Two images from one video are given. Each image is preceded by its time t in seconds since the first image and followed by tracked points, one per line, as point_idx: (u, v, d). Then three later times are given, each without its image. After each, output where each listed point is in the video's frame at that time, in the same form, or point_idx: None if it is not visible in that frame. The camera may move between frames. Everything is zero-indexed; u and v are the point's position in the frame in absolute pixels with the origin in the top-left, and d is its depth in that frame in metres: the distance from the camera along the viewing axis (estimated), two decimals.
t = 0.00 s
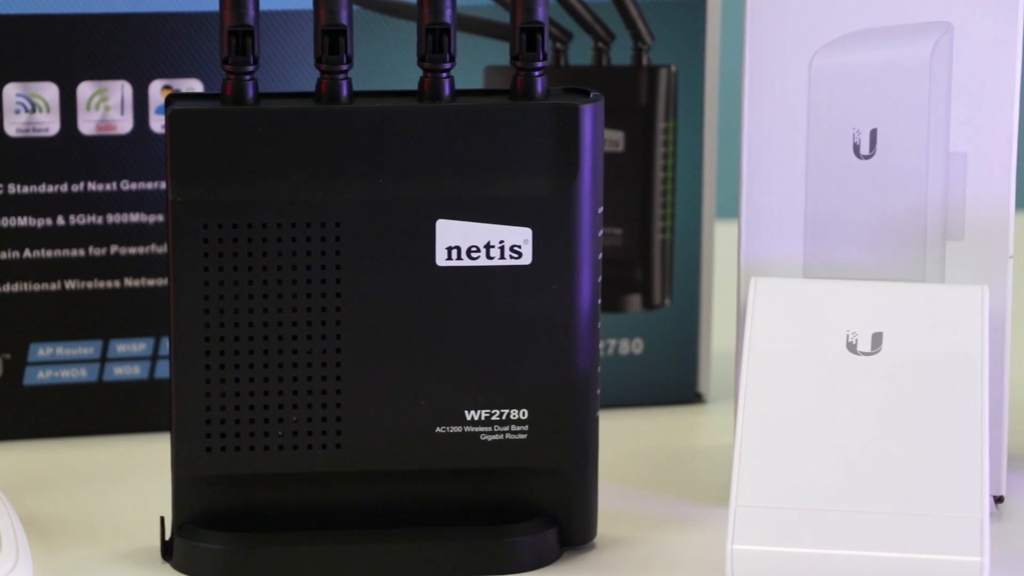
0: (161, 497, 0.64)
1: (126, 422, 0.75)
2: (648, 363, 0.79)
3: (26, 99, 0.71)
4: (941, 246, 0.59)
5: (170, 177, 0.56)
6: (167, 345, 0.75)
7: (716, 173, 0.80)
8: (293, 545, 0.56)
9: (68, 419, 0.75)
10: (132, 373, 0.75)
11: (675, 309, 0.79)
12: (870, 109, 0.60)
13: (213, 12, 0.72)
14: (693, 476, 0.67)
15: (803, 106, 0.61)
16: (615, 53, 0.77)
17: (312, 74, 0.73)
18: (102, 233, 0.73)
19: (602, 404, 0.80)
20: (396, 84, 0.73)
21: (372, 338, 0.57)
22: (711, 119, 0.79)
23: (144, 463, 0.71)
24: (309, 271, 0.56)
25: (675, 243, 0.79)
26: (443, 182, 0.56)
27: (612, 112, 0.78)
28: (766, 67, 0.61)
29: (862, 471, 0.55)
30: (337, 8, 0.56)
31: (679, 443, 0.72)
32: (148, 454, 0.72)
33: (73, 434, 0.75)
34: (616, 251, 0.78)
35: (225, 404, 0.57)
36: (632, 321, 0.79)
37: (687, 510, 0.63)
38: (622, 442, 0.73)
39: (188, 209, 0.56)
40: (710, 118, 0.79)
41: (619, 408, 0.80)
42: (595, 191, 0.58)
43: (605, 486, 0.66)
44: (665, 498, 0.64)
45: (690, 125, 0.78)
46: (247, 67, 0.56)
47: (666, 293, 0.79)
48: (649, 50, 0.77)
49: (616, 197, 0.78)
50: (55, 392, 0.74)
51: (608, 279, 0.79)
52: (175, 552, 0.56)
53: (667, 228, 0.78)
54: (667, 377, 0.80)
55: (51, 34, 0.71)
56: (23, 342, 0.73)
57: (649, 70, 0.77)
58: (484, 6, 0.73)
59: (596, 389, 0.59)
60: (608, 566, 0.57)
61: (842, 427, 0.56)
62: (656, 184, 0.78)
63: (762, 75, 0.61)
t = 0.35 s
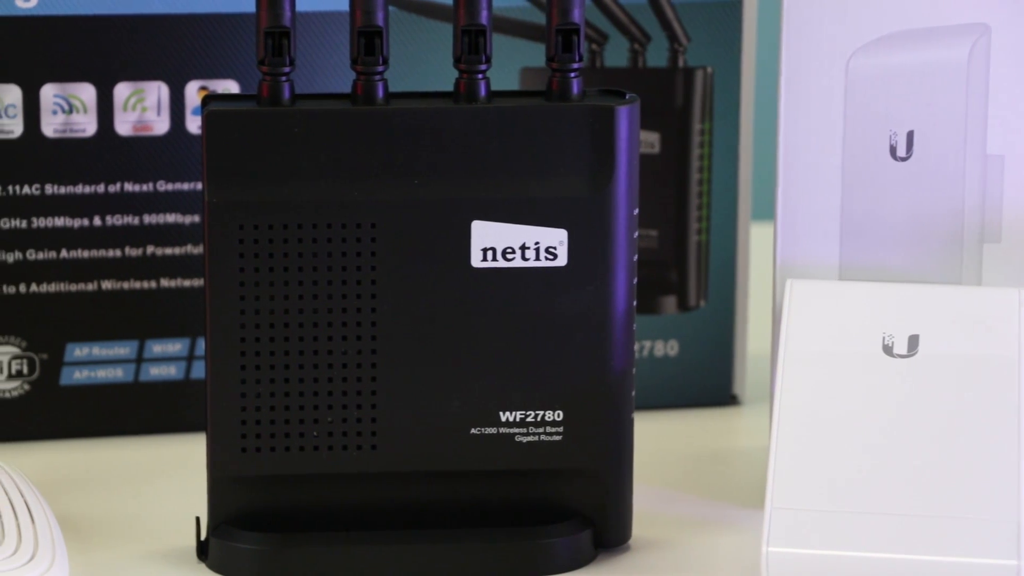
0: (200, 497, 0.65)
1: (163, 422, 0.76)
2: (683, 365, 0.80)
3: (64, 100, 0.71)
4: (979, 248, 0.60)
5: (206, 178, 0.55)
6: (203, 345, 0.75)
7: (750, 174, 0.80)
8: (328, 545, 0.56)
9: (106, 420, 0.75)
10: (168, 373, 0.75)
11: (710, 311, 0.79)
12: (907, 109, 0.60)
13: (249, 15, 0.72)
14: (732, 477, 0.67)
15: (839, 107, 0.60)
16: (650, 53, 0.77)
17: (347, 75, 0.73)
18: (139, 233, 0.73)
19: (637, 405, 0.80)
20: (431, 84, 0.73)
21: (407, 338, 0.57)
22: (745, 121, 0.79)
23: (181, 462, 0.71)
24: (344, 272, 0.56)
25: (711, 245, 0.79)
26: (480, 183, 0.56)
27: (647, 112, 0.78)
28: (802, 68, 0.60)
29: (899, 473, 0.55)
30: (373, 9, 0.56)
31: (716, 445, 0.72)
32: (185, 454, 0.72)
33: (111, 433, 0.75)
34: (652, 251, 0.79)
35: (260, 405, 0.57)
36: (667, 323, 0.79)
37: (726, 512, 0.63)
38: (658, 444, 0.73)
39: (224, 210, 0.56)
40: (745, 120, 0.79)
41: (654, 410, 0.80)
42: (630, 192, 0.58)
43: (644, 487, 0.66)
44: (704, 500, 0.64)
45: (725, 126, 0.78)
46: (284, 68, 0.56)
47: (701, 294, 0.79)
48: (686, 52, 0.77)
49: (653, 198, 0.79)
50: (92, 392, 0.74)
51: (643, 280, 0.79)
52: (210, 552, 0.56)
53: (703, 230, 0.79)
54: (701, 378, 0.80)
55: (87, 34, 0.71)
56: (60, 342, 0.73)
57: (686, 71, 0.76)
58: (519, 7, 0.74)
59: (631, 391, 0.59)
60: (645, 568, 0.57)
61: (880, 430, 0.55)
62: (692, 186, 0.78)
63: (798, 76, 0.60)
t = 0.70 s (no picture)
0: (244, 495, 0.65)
1: (205, 420, 0.76)
2: (723, 364, 0.80)
3: (105, 98, 0.72)
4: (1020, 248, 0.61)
5: (248, 177, 0.56)
6: (243, 343, 0.75)
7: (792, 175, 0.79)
8: (367, 544, 0.56)
9: (149, 417, 0.75)
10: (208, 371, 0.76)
11: (751, 311, 0.79)
12: (945, 111, 0.61)
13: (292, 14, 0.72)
14: (778, 477, 0.67)
15: (881, 107, 0.61)
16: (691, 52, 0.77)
17: (388, 74, 0.73)
18: (180, 232, 0.74)
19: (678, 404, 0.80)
20: (472, 82, 0.74)
21: (448, 337, 0.57)
22: (788, 121, 0.79)
23: (222, 459, 0.71)
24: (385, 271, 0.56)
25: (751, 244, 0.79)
26: (524, 183, 0.56)
27: (688, 111, 0.78)
28: (844, 67, 0.60)
29: (941, 475, 0.54)
30: (414, 8, 0.56)
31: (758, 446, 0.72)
32: (226, 452, 0.72)
33: (154, 430, 0.75)
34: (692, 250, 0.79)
35: (301, 403, 0.57)
36: (707, 322, 0.79)
37: (769, 512, 0.62)
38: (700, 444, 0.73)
39: (266, 209, 0.56)
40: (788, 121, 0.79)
41: (694, 410, 0.80)
42: (670, 192, 0.58)
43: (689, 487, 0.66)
44: (748, 501, 0.64)
45: (765, 126, 0.78)
46: (324, 67, 0.56)
47: (742, 294, 0.79)
48: (727, 50, 0.77)
49: (693, 198, 0.79)
50: (134, 389, 0.75)
51: (684, 279, 0.79)
52: (251, 550, 0.57)
53: (743, 229, 0.79)
54: (742, 378, 0.80)
55: (128, 33, 0.71)
56: (101, 339, 0.74)
57: (727, 70, 0.77)
58: (561, 6, 0.74)
59: (671, 390, 0.58)
60: (685, 569, 0.57)
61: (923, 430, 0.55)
62: (733, 186, 0.78)
63: (840, 75, 0.60)
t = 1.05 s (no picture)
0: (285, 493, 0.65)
1: (243, 417, 0.76)
2: (759, 364, 0.80)
3: (144, 96, 0.72)
4: None
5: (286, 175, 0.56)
6: (280, 341, 0.75)
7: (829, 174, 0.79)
8: (402, 542, 0.56)
9: (187, 414, 0.75)
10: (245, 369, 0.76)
11: (787, 311, 0.80)
12: (986, 109, 0.61)
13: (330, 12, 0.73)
14: (819, 477, 0.67)
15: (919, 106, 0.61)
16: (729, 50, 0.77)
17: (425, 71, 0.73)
18: (216, 230, 0.74)
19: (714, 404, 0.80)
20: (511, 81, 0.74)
21: (485, 336, 0.57)
22: (825, 120, 0.79)
23: (259, 457, 0.71)
24: (422, 269, 0.56)
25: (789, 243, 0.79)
26: (566, 182, 0.56)
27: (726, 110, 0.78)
28: (882, 67, 0.61)
29: (979, 475, 0.54)
30: (452, 6, 0.56)
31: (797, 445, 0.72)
32: (263, 450, 0.72)
33: (194, 428, 0.76)
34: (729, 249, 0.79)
35: (337, 400, 0.57)
36: (744, 322, 0.79)
37: (809, 511, 0.62)
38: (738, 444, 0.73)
39: (305, 207, 0.56)
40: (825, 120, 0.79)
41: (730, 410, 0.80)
42: (708, 191, 0.57)
43: (731, 486, 0.66)
44: (788, 501, 0.64)
45: (802, 125, 0.78)
46: (361, 64, 0.56)
47: (779, 293, 0.79)
48: (765, 49, 0.77)
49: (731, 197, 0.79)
50: (172, 386, 0.75)
51: (721, 279, 0.79)
52: (286, 548, 0.57)
53: (780, 229, 0.79)
54: (778, 378, 0.80)
55: (166, 32, 0.72)
56: (138, 336, 0.74)
57: (764, 69, 0.76)
58: (598, 5, 0.74)
59: (707, 389, 0.58)
60: (722, 569, 0.57)
61: (962, 431, 0.55)
62: (770, 185, 0.78)
63: (876, 76, 0.61)
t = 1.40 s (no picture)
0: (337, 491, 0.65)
1: (289, 415, 0.76)
2: (806, 365, 0.80)
3: (191, 95, 0.72)
4: None
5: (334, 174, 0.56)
6: (325, 340, 0.76)
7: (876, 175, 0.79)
8: (448, 541, 0.56)
9: (233, 413, 0.76)
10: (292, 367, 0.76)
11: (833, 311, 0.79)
12: None
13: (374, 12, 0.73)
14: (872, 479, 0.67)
15: (968, 105, 0.61)
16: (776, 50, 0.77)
17: (471, 71, 0.74)
18: (262, 228, 0.74)
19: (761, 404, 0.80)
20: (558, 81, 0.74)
21: (531, 335, 0.57)
22: (873, 120, 0.79)
23: (305, 456, 0.72)
24: (468, 269, 0.56)
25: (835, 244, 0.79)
26: (616, 181, 0.56)
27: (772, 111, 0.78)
28: (931, 66, 0.61)
29: None
30: (498, 6, 0.56)
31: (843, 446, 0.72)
32: (310, 448, 0.73)
33: (241, 426, 0.76)
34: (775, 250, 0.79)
35: (382, 400, 0.57)
36: (792, 322, 0.79)
37: (861, 512, 0.62)
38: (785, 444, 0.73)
39: (352, 206, 0.56)
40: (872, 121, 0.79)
41: (775, 411, 0.80)
42: (754, 191, 0.57)
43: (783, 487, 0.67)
44: (840, 501, 0.64)
45: (847, 125, 0.78)
46: (408, 64, 0.56)
47: (825, 294, 0.79)
48: (812, 48, 0.77)
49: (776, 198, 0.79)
50: (218, 385, 0.75)
51: (767, 279, 0.79)
52: (333, 546, 0.57)
53: (827, 229, 0.79)
54: (824, 379, 0.80)
55: (212, 31, 0.72)
56: (183, 335, 0.74)
57: (812, 68, 0.76)
58: (644, 5, 0.74)
59: (754, 390, 0.58)
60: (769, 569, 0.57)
61: (1012, 432, 0.55)
62: (816, 185, 0.78)
63: (924, 76, 0.61)
